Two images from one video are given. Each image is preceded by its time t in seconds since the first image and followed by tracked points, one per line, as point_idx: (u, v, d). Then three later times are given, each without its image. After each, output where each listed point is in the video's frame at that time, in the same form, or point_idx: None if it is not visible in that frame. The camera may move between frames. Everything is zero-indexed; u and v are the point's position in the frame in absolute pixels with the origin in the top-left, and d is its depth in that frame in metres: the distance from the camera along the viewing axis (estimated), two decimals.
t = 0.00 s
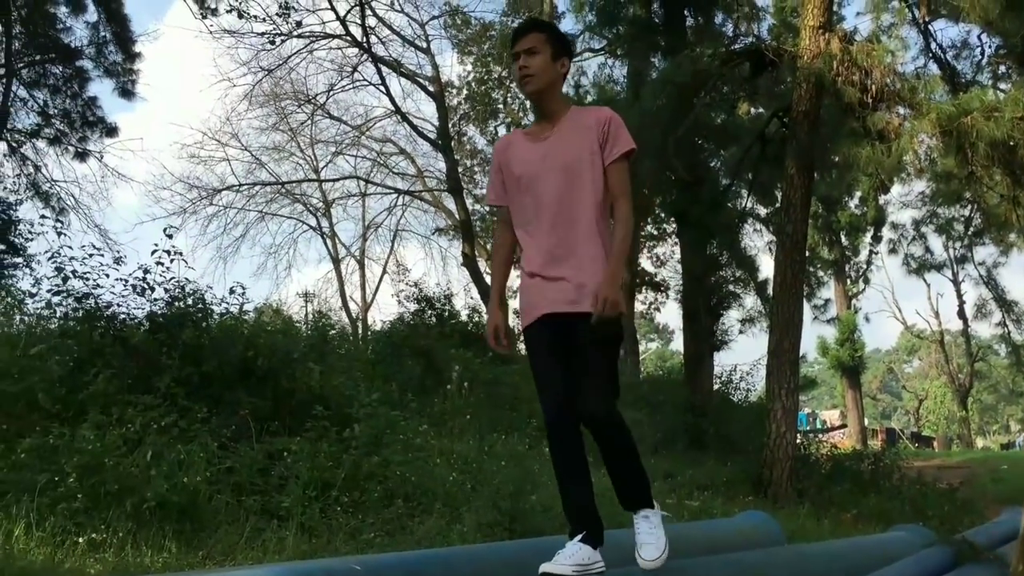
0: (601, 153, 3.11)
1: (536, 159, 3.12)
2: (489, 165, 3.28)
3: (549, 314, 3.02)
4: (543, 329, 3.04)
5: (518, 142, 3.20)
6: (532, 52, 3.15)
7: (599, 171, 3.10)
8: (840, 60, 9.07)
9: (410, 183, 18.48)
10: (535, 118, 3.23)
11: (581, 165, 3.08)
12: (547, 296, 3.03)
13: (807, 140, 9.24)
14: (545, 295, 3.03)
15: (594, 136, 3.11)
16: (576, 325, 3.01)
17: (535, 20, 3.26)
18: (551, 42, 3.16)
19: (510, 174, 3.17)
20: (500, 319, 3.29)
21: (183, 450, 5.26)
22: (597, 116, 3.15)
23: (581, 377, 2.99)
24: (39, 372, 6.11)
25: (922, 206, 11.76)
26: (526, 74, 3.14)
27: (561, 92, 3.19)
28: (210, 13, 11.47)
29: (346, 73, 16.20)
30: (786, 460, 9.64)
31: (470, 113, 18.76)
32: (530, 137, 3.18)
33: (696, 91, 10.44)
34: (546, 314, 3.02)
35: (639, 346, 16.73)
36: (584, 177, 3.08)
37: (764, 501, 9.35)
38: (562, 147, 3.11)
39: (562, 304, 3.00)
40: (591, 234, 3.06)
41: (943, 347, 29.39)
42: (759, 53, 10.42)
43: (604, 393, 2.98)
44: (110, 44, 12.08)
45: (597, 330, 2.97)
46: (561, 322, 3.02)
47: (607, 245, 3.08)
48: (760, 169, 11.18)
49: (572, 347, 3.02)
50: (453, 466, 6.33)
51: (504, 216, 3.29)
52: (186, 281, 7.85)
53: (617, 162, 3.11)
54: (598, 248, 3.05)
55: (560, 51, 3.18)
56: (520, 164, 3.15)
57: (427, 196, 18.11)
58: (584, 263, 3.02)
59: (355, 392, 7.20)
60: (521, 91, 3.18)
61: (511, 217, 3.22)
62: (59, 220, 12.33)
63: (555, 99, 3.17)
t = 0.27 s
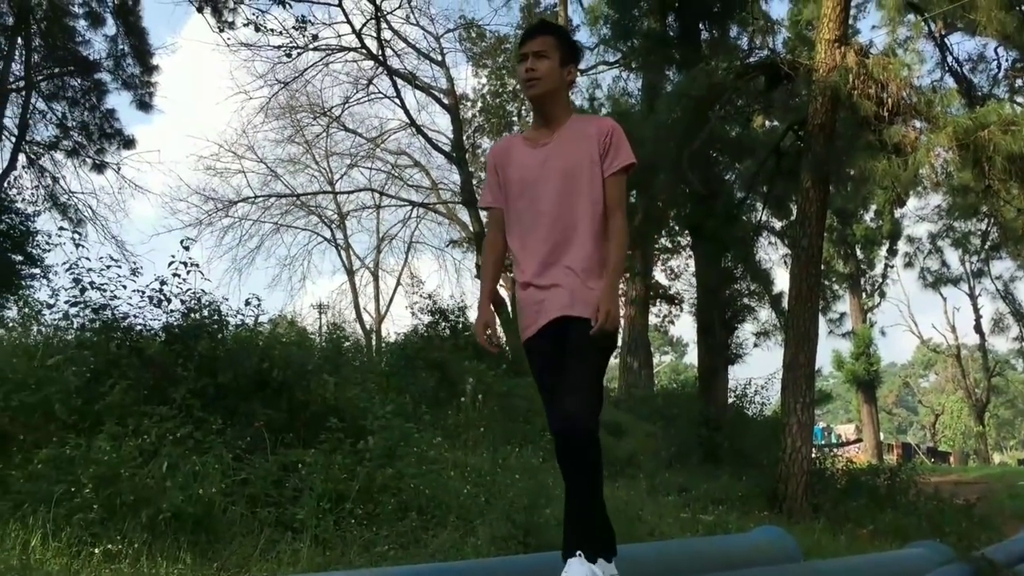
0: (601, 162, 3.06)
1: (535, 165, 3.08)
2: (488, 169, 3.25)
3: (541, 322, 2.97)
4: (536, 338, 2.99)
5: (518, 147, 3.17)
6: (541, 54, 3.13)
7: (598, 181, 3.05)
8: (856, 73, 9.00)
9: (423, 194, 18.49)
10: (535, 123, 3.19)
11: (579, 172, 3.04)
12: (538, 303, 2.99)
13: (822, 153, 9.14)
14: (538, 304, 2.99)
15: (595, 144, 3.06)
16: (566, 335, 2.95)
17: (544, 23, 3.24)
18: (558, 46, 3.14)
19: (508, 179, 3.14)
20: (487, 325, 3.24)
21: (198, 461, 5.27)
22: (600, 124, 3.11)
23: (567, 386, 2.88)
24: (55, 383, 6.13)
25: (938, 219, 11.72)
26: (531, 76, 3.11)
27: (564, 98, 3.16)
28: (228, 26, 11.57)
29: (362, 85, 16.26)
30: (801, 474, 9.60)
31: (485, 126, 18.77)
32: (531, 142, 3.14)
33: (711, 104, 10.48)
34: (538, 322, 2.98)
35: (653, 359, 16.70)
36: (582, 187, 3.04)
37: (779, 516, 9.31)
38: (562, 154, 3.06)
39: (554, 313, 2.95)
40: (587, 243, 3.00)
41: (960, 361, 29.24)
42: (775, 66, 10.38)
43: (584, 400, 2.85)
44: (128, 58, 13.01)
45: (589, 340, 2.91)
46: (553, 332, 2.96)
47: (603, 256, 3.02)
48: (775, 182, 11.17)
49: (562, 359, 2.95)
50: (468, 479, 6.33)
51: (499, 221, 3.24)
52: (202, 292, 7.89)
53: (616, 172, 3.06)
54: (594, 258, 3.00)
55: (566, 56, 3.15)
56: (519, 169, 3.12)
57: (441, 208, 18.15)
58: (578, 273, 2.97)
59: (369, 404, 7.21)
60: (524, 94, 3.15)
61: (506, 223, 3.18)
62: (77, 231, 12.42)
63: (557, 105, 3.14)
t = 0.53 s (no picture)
0: (602, 175, 3.07)
1: (533, 174, 3.08)
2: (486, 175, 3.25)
3: (536, 336, 2.98)
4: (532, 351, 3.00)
5: (517, 155, 3.16)
6: (543, 60, 3.13)
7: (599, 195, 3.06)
8: (870, 88, 9.02)
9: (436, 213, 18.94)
10: (534, 130, 3.18)
11: (578, 184, 3.04)
12: (534, 318, 3.00)
13: (836, 167, 9.12)
14: (534, 317, 3.00)
15: (596, 156, 3.07)
16: (561, 349, 2.95)
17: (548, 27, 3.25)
18: (561, 53, 3.16)
19: (506, 188, 3.14)
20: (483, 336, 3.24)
21: (209, 474, 5.27)
22: (602, 135, 3.11)
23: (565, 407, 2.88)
24: (69, 395, 6.15)
25: (952, 234, 11.69)
26: (532, 83, 3.10)
27: (565, 106, 3.16)
28: (242, 40, 11.65)
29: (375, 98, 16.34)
30: (815, 490, 9.56)
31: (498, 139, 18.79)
32: (531, 150, 3.14)
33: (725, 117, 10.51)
34: (534, 336, 2.98)
35: (665, 373, 16.68)
36: (582, 199, 3.04)
37: (792, 532, 9.27)
38: (561, 164, 3.06)
39: (550, 324, 2.95)
40: (584, 258, 3.01)
41: (974, 377, 29.09)
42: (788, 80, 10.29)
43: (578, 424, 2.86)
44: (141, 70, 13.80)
45: (584, 358, 2.92)
46: (548, 346, 2.97)
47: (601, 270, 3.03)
48: (788, 197, 11.16)
49: (556, 374, 2.95)
50: (479, 492, 6.33)
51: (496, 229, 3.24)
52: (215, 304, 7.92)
53: (616, 186, 3.07)
54: (591, 273, 3.01)
55: (569, 63, 3.17)
56: (516, 176, 3.11)
57: (453, 221, 18.19)
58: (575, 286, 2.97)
59: (381, 417, 7.21)
60: (524, 99, 3.14)
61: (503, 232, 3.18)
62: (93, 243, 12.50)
63: (558, 113, 3.14)
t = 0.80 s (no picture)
0: (596, 178, 3.13)
1: (526, 175, 3.14)
2: (479, 172, 3.31)
3: (526, 340, 3.05)
4: (521, 354, 3.07)
5: (511, 154, 3.23)
6: (539, 55, 3.21)
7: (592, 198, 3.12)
8: (881, 103, 8.91)
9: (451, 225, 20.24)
10: (529, 129, 3.25)
11: (570, 186, 3.10)
12: (526, 321, 3.07)
13: (847, 183, 9.06)
14: (524, 320, 3.07)
15: (590, 158, 3.13)
16: (551, 355, 3.02)
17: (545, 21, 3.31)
18: (558, 51, 3.22)
19: (499, 186, 3.20)
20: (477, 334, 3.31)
21: (220, 487, 5.28)
22: (597, 136, 3.17)
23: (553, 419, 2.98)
24: (81, 409, 6.15)
25: (963, 249, 11.67)
26: (527, 77, 3.19)
27: (560, 102, 3.23)
28: (254, 55, 11.70)
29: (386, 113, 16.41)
30: (826, 507, 9.52)
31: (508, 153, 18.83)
32: (525, 149, 3.20)
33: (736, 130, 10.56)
34: (524, 339, 3.05)
35: (674, 388, 16.64)
36: (575, 202, 3.10)
37: (803, 548, 9.23)
38: (554, 165, 3.12)
39: (542, 327, 3.02)
40: (575, 262, 3.08)
41: (986, 393, 28.93)
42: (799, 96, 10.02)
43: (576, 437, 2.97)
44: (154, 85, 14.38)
45: (575, 365, 3.00)
46: (538, 350, 3.04)
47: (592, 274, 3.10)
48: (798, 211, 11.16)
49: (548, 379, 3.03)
50: (489, 507, 6.32)
51: (489, 228, 3.31)
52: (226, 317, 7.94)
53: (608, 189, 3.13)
54: (583, 277, 3.07)
55: (566, 63, 3.23)
56: (509, 177, 3.17)
57: (463, 235, 18.21)
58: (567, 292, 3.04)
59: (391, 431, 7.22)
60: (519, 96, 3.21)
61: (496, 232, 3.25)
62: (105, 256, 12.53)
63: (553, 110, 3.21)
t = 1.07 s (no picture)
0: (590, 175, 2.96)
1: (520, 178, 3.01)
2: (483, 177, 3.21)
3: (516, 347, 2.93)
4: (510, 361, 2.95)
5: (510, 155, 3.11)
6: (534, 56, 3.07)
7: (586, 198, 2.95)
8: (891, 118, 8.94)
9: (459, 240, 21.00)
10: (531, 130, 3.13)
11: (564, 187, 2.95)
12: (515, 328, 2.95)
13: (858, 198, 9.06)
14: (514, 327, 2.95)
15: (584, 155, 2.97)
16: (543, 364, 2.90)
17: (544, 16, 3.17)
18: (554, 47, 3.08)
19: (496, 189, 3.09)
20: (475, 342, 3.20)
21: (230, 504, 5.27)
22: (594, 134, 3.01)
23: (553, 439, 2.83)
24: (91, 424, 6.15)
25: (974, 265, 11.64)
26: (523, 81, 3.07)
27: (559, 101, 3.09)
28: (266, 71, 11.78)
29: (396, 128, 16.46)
30: (837, 524, 9.47)
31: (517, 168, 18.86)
32: (522, 151, 3.08)
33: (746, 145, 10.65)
34: (513, 347, 2.93)
35: (684, 404, 16.59)
36: (567, 203, 2.95)
37: (815, 565, 9.19)
38: (548, 166, 2.98)
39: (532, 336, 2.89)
40: (567, 267, 2.92)
41: (998, 410, 28.81)
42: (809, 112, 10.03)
43: (580, 459, 2.82)
44: (167, 102, 14.57)
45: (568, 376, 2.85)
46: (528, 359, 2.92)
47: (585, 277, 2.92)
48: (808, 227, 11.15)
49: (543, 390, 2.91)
50: (498, 523, 6.31)
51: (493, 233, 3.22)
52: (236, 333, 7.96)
53: (604, 187, 2.95)
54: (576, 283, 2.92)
55: (563, 60, 3.09)
56: (505, 179, 3.06)
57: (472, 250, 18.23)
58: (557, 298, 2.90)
59: (400, 447, 7.20)
60: (518, 100, 3.10)
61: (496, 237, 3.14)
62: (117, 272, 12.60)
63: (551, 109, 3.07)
